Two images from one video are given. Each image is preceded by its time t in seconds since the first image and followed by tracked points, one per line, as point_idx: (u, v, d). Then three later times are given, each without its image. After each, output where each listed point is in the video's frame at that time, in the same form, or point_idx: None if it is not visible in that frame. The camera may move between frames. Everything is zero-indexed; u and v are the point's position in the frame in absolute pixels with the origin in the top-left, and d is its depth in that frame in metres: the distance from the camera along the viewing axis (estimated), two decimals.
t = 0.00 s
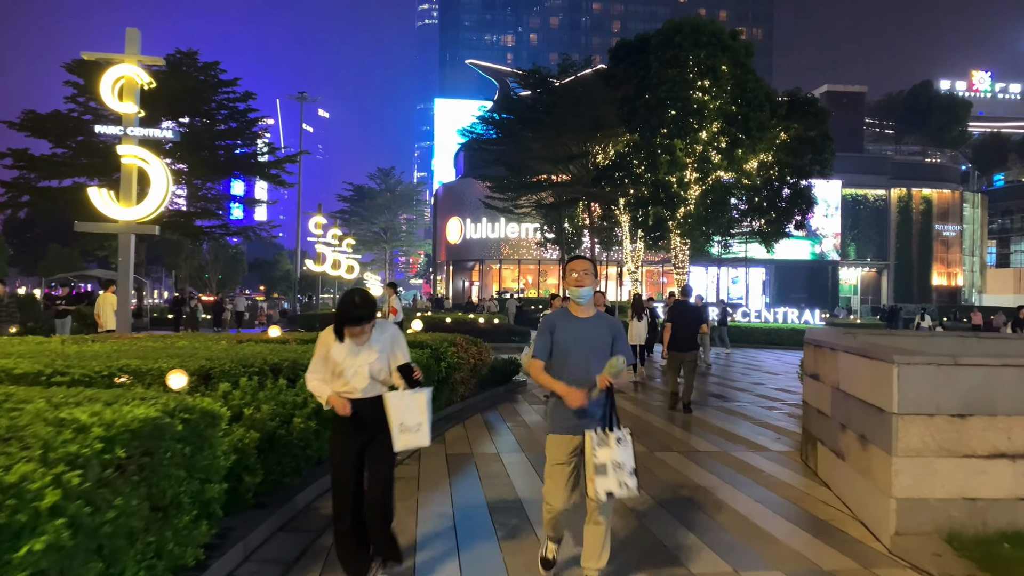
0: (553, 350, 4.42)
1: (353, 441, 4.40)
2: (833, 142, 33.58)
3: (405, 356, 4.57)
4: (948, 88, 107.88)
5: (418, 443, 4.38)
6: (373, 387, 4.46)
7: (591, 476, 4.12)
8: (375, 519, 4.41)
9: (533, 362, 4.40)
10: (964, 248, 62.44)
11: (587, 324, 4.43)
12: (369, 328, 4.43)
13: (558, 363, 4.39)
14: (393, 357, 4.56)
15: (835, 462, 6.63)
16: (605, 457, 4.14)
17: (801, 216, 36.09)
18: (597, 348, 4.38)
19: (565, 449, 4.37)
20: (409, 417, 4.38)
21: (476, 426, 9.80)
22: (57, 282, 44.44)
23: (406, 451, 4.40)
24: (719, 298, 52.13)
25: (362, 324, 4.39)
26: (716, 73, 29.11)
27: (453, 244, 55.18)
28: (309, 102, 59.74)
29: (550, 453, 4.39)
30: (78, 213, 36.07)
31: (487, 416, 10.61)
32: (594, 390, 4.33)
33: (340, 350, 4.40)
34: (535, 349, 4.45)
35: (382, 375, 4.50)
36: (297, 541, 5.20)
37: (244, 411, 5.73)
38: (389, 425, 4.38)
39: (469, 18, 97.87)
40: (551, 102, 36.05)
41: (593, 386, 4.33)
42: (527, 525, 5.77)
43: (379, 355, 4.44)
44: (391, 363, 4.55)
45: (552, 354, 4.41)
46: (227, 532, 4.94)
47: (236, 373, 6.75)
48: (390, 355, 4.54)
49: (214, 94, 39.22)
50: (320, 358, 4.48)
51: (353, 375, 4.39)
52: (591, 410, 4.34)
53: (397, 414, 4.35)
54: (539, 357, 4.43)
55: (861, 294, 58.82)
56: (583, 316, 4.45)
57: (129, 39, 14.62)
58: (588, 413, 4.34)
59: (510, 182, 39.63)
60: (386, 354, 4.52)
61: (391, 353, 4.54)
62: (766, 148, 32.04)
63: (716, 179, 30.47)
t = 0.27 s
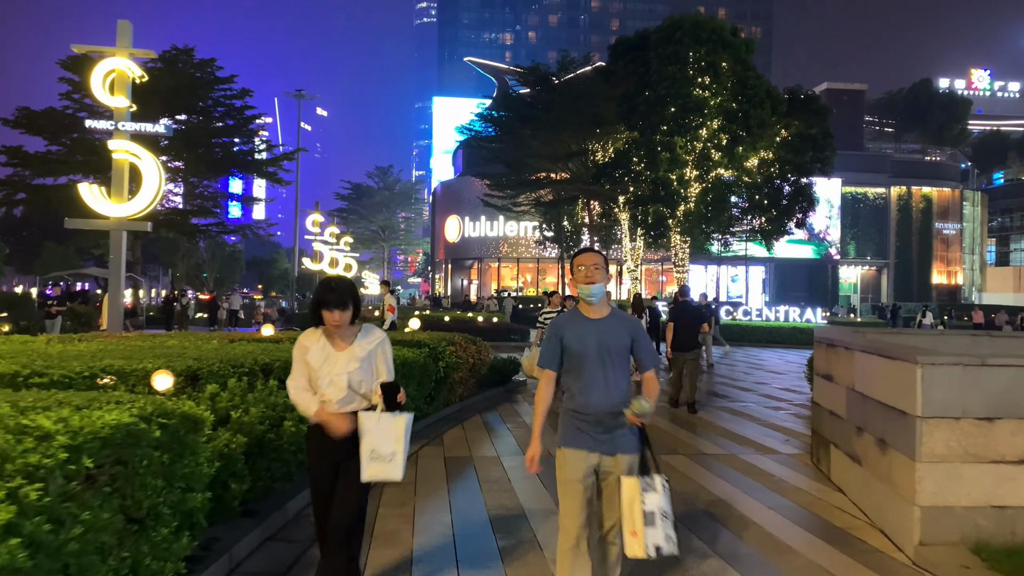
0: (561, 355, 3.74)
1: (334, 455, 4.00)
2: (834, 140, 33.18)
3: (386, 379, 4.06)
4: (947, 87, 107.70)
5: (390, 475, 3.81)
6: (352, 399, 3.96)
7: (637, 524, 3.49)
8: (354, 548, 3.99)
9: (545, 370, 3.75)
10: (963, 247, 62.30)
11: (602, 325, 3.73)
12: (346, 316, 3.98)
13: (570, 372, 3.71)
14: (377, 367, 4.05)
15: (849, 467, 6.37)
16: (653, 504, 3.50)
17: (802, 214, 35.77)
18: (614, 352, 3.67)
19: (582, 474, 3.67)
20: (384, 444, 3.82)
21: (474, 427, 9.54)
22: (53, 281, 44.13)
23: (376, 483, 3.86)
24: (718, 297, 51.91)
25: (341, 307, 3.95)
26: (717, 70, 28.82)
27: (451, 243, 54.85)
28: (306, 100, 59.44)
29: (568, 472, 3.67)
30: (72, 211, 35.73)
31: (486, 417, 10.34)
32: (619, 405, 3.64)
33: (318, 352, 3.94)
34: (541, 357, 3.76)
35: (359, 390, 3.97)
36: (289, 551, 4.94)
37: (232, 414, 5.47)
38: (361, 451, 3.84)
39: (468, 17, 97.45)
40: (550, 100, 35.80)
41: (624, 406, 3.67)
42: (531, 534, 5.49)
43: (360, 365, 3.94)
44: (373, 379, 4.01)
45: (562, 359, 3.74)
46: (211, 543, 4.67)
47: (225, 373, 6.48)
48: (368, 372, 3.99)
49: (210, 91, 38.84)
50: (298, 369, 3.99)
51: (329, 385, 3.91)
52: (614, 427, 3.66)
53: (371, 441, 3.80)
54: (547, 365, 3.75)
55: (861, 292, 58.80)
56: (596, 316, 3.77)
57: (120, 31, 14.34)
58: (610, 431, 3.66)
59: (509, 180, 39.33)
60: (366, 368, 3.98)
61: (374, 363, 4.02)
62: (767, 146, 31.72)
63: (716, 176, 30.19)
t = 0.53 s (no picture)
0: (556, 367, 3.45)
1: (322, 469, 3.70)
2: (834, 138, 32.95)
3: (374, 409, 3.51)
4: (945, 85, 107.61)
5: (373, 518, 3.27)
6: (331, 413, 3.45)
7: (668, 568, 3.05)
8: None
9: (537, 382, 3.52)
10: (962, 246, 62.19)
11: (607, 331, 3.39)
12: (327, 305, 3.64)
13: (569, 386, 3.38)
14: (357, 378, 3.55)
15: (862, 475, 6.13)
16: (688, 549, 3.06)
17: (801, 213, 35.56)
18: (621, 362, 3.32)
19: (585, 505, 3.31)
20: (368, 482, 3.28)
21: (472, 432, 9.29)
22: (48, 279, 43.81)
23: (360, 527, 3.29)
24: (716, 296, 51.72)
25: (322, 296, 3.62)
26: (717, 67, 28.52)
27: (448, 241, 54.61)
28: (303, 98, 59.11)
29: (563, 503, 3.33)
30: (67, 210, 35.39)
31: (483, 421, 10.08)
32: (625, 424, 3.29)
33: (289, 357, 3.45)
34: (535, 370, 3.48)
35: (331, 402, 3.44)
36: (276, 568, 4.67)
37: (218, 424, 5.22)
38: (342, 493, 3.26)
39: (465, 15, 96.47)
40: (549, 98, 35.54)
41: (635, 426, 3.31)
42: (532, 550, 5.22)
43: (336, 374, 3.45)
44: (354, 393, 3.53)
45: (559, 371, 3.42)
46: (195, 559, 4.42)
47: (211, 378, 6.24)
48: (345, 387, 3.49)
49: (206, 89, 38.48)
50: (266, 376, 3.50)
51: (298, 397, 3.41)
52: (619, 451, 3.28)
53: (354, 479, 3.23)
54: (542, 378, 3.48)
55: (858, 291, 59.34)
56: (600, 321, 3.44)
57: (109, 26, 14.05)
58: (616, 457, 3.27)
59: (506, 179, 39.09)
60: (345, 376, 3.50)
61: (356, 370, 3.55)
62: (766, 144, 31.51)
63: (716, 175, 30.10)
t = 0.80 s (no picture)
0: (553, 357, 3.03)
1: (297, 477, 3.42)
2: (833, 136, 32.68)
3: (344, 432, 3.09)
4: (943, 84, 107.42)
5: (358, 568, 2.81)
6: (298, 433, 3.04)
7: None
8: None
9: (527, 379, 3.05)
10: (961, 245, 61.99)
11: (609, 326, 3.03)
12: (272, 293, 3.29)
13: (568, 385, 2.98)
14: (326, 399, 3.13)
15: (873, 479, 5.84)
16: None
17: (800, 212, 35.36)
18: (623, 359, 2.96)
19: (590, 529, 2.92)
20: (345, 524, 2.81)
21: (467, 433, 9.02)
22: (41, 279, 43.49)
23: None
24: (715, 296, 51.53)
25: (265, 286, 3.28)
26: (715, 65, 28.30)
27: (446, 241, 54.32)
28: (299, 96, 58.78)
29: (557, 525, 2.93)
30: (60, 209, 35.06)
31: (478, 422, 9.80)
32: (630, 432, 2.93)
33: (244, 366, 3.06)
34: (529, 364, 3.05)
35: (300, 415, 3.04)
36: None
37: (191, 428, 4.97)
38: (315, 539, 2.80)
39: (463, 13, 95.58)
40: (547, 96, 35.28)
41: (642, 432, 2.98)
42: (530, 561, 4.95)
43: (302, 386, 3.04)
44: (322, 400, 3.11)
45: (557, 366, 3.03)
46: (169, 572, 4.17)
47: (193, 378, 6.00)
48: (312, 400, 3.07)
49: (201, 87, 38.12)
50: (218, 391, 3.12)
51: (262, 413, 3.01)
52: (623, 459, 2.91)
53: (327, 522, 2.77)
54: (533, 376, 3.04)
55: (857, 291, 59.07)
56: (602, 313, 3.08)
57: (97, 18, 13.75)
58: (618, 470, 2.90)
59: (503, 178, 38.83)
60: (311, 386, 3.09)
61: (323, 379, 3.14)
62: (765, 142, 31.20)
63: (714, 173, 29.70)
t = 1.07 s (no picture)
0: (579, 368, 2.45)
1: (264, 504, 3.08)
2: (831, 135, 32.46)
3: (294, 486, 2.65)
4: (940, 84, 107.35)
5: None
6: (239, 464, 2.54)
7: None
8: None
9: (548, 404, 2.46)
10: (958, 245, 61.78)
11: (644, 339, 2.51)
12: (218, 293, 2.82)
13: (592, 408, 2.42)
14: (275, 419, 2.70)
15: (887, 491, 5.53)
16: None
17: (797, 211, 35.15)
18: (659, 383, 2.47)
19: None
20: None
21: (460, 439, 8.71)
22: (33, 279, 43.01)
23: None
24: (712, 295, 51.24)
25: (208, 278, 2.80)
26: (712, 63, 28.11)
27: (442, 241, 53.94)
28: (295, 95, 58.40)
29: None
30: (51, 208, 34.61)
31: (472, 426, 9.50)
32: (667, 469, 2.42)
33: (170, 385, 2.51)
34: (554, 379, 2.45)
35: (242, 443, 2.53)
36: None
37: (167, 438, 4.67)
38: None
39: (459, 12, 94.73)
40: (544, 94, 35.00)
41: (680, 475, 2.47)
42: None
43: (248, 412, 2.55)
44: (265, 426, 2.65)
45: (583, 386, 2.46)
46: None
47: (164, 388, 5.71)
48: (248, 426, 2.56)
49: (195, 86, 37.72)
50: (134, 413, 2.52)
51: (199, 440, 2.47)
52: (661, 505, 2.37)
53: None
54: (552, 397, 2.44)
55: (854, 291, 58.43)
56: (634, 327, 2.58)
57: (82, 12, 13.42)
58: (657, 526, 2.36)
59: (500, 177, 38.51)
60: (250, 407, 2.59)
61: (266, 393, 2.66)
62: (762, 141, 30.88)
63: (711, 171, 29.19)
